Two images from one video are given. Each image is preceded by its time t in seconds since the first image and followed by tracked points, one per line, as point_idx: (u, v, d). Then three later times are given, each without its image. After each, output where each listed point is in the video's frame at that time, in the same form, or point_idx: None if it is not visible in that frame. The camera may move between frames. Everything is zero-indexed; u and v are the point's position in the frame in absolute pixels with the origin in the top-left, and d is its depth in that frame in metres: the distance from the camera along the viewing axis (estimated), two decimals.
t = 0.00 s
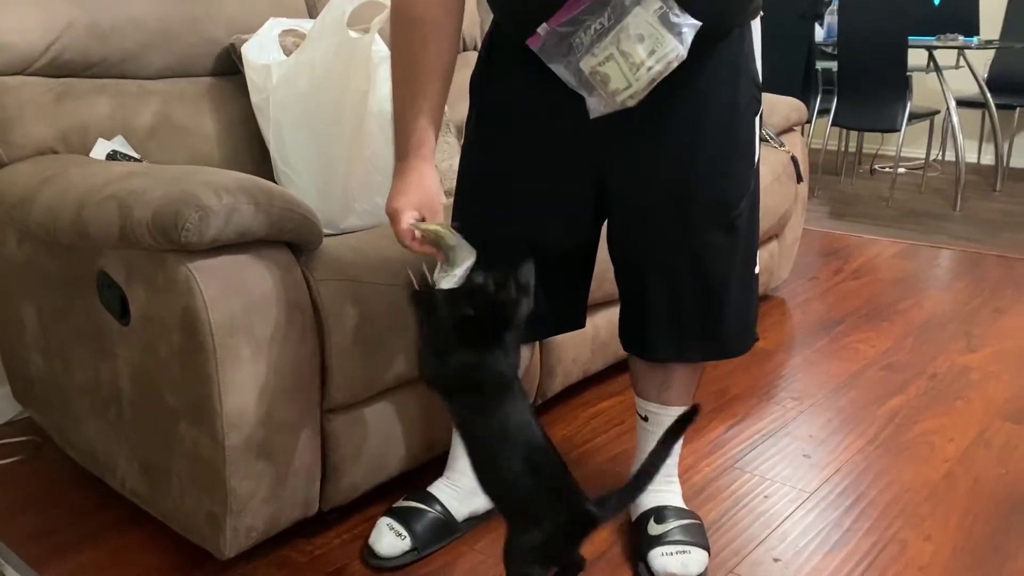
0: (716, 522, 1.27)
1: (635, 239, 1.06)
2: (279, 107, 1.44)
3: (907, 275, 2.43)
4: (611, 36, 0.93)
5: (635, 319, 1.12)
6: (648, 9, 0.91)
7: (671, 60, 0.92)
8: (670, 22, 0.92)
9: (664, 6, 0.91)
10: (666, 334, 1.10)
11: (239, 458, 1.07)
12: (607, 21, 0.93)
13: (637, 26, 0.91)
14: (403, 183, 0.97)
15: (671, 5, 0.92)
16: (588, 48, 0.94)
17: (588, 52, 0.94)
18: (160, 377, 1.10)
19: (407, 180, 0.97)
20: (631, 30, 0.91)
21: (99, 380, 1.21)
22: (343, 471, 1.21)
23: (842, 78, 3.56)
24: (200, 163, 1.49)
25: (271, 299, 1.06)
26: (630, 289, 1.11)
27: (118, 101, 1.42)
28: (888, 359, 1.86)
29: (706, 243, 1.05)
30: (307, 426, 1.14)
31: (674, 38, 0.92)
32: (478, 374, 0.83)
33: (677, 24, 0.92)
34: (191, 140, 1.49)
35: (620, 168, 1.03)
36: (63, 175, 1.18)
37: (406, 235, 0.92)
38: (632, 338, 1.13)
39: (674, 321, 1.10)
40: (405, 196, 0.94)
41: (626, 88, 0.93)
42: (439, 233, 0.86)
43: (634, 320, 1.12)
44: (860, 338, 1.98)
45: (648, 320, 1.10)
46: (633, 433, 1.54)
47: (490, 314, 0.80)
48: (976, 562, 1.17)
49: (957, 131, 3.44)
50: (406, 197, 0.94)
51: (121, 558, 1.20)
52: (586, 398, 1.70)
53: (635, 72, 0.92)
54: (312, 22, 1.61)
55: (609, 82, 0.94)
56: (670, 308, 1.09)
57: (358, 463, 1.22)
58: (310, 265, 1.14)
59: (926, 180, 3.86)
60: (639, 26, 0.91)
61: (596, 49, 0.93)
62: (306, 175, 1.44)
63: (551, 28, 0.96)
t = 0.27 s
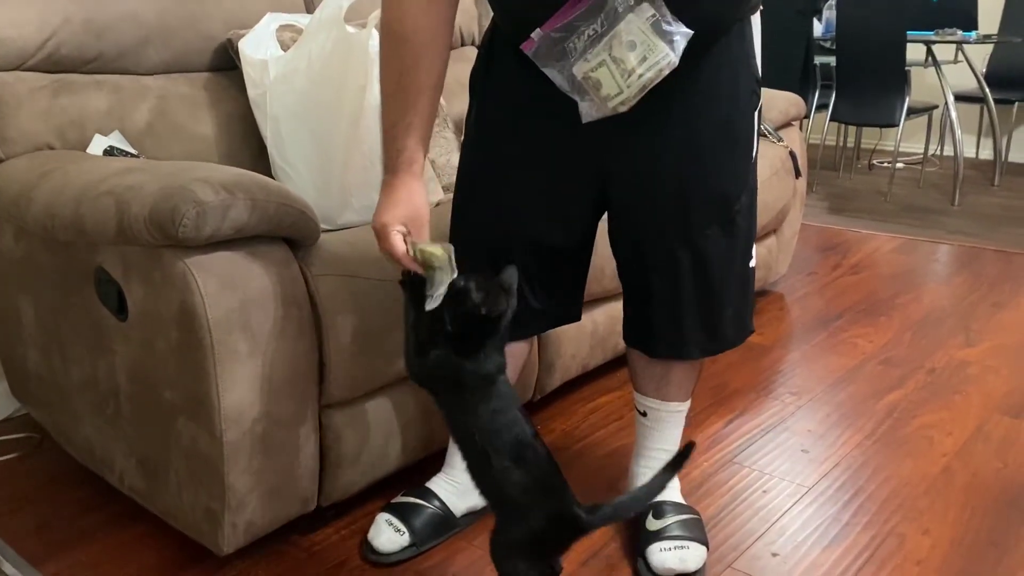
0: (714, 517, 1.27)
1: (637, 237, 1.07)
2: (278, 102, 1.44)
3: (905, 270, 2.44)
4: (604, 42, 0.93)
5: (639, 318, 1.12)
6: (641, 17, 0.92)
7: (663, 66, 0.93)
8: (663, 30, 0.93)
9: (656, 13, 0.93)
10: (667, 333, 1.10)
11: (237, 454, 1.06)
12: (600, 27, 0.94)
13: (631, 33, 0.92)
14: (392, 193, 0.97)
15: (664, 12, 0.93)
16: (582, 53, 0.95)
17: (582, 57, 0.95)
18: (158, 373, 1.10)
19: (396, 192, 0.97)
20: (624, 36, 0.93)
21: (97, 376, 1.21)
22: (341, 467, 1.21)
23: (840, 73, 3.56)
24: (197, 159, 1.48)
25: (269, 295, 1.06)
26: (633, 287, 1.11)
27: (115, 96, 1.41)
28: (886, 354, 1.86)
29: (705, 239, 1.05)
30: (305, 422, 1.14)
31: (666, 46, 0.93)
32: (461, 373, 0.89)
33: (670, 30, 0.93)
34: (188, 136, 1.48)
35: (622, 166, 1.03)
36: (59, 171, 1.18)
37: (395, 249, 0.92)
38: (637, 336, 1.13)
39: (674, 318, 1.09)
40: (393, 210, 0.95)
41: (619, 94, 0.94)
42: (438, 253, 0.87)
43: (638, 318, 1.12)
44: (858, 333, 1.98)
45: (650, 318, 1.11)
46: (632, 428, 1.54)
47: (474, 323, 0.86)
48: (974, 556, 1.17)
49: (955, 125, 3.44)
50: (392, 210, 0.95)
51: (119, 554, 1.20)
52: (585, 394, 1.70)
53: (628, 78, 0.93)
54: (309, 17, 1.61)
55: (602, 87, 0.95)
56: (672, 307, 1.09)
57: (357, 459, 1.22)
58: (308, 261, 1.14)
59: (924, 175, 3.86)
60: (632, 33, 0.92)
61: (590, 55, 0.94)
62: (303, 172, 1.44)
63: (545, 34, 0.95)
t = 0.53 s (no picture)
0: (713, 512, 1.28)
1: (636, 231, 1.07)
2: (275, 96, 1.44)
3: (904, 264, 2.43)
4: (604, 48, 0.95)
5: (638, 313, 1.12)
6: (642, 23, 0.93)
7: (664, 71, 0.94)
8: (663, 36, 0.94)
9: (655, 18, 0.94)
10: (666, 328, 1.10)
11: (236, 449, 1.06)
12: (601, 33, 0.95)
13: (632, 39, 0.94)
14: (394, 213, 0.97)
15: (663, 17, 0.94)
16: (583, 59, 0.95)
17: (583, 63, 0.95)
18: (157, 368, 1.10)
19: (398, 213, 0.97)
20: (625, 43, 0.94)
21: (95, 371, 1.21)
22: (341, 462, 1.21)
23: (839, 67, 3.55)
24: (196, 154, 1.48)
25: (267, 290, 1.06)
26: (633, 283, 1.11)
27: (113, 92, 1.41)
28: (885, 348, 1.86)
29: (703, 233, 1.05)
30: (304, 418, 1.14)
31: (666, 51, 0.94)
32: (459, 382, 0.90)
33: (669, 35, 0.94)
34: (186, 131, 1.48)
35: (621, 159, 1.03)
36: (57, 166, 1.17)
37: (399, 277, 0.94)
38: (638, 331, 1.13)
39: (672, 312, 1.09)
40: (396, 232, 0.95)
41: (620, 99, 0.96)
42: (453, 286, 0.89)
43: (638, 313, 1.12)
44: (857, 327, 1.98)
45: (650, 314, 1.11)
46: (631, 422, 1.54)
47: (455, 322, 0.88)
48: (972, 550, 1.18)
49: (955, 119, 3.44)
50: (395, 233, 0.95)
51: (119, 549, 1.20)
52: (584, 388, 1.70)
53: (629, 84, 0.95)
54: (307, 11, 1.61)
55: (603, 92, 0.96)
56: (671, 302, 1.08)
57: (356, 454, 1.22)
58: (306, 257, 1.13)
59: (923, 169, 3.86)
60: (633, 39, 0.94)
61: (591, 61, 0.95)
62: (301, 166, 1.44)
63: (546, 40, 0.96)
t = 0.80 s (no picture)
0: (712, 505, 1.27)
1: (635, 224, 1.06)
2: (272, 89, 1.43)
3: (903, 257, 2.43)
4: (593, 45, 0.94)
5: (637, 307, 1.12)
6: (631, 20, 0.93)
7: (652, 69, 0.94)
8: (652, 34, 0.94)
9: (645, 17, 0.93)
10: (664, 322, 1.10)
11: (235, 443, 1.06)
12: (591, 30, 0.95)
13: (621, 37, 0.93)
14: (379, 205, 0.97)
15: (654, 15, 0.94)
16: (574, 55, 0.96)
17: (573, 59, 0.96)
18: (155, 362, 1.09)
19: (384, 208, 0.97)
20: (613, 40, 0.93)
21: (93, 366, 1.21)
22: (340, 456, 1.21)
23: (838, 60, 3.55)
24: (193, 148, 1.48)
25: (265, 285, 1.05)
26: (632, 277, 1.10)
27: (109, 85, 1.41)
28: (884, 341, 1.86)
29: (701, 227, 1.05)
30: (303, 412, 1.14)
31: (655, 50, 0.93)
32: (434, 389, 0.92)
33: (659, 34, 0.94)
34: (184, 124, 1.48)
35: (620, 152, 1.03)
36: (54, 159, 1.17)
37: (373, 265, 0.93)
38: (637, 326, 1.13)
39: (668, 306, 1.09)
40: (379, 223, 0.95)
41: (609, 96, 0.95)
42: (422, 285, 0.94)
43: (636, 307, 1.12)
44: (857, 320, 1.98)
45: (649, 308, 1.10)
46: (630, 416, 1.54)
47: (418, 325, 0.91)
48: (971, 542, 1.18)
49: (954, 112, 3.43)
50: (380, 225, 0.95)
51: (118, 543, 1.20)
52: (583, 382, 1.70)
53: (618, 81, 0.94)
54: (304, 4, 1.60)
55: (591, 89, 0.96)
56: (668, 297, 1.08)
57: (355, 448, 1.22)
58: (304, 250, 1.13)
59: (922, 161, 3.85)
60: (621, 36, 0.93)
61: (581, 58, 0.95)
62: (298, 160, 1.43)
63: (537, 36, 0.96)
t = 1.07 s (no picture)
0: (712, 497, 1.27)
1: (631, 216, 1.06)
2: (270, 80, 1.43)
3: (903, 248, 2.43)
4: (579, 35, 0.95)
5: (635, 299, 1.11)
6: (616, 13, 0.94)
7: (636, 63, 0.94)
8: (638, 28, 0.95)
9: (631, 11, 0.94)
10: (661, 314, 1.09)
11: (235, 436, 1.06)
12: (575, 22, 0.95)
13: (605, 29, 0.94)
14: (346, 158, 0.95)
15: (639, 10, 0.95)
16: (558, 45, 0.96)
17: (558, 49, 0.96)
18: (154, 355, 1.09)
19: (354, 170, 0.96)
20: (598, 31, 0.94)
21: (92, 359, 1.21)
22: (339, 448, 1.21)
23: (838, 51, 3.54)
24: (192, 140, 1.47)
25: (263, 277, 1.05)
26: (631, 270, 1.10)
27: (107, 77, 1.40)
28: (884, 332, 1.86)
29: (697, 218, 1.04)
30: (303, 404, 1.13)
31: (640, 43, 0.94)
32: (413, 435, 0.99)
33: (643, 28, 0.95)
34: (182, 116, 1.47)
35: (616, 141, 1.02)
36: (52, 151, 1.16)
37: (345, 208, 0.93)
38: (636, 320, 1.12)
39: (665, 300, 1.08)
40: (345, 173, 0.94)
41: (592, 87, 0.96)
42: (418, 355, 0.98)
43: (635, 300, 1.11)
44: (857, 312, 1.98)
45: (647, 301, 1.10)
46: (630, 408, 1.54)
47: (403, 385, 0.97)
48: (970, 533, 1.18)
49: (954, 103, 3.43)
50: (346, 177, 0.93)
51: (118, 536, 1.20)
52: (583, 374, 1.69)
53: (601, 73, 0.95)
54: None
55: (574, 79, 0.96)
56: (666, 289, 1.08)
57: (355, 440, 1.22)
58: (303, 242, 1.12)
59: (922, 153, 3.85)
60: (606, 29, 0.94)
61: (564, 48, 0.96)
62: (298, 151, 1.43)
63: (522, 25, 0.97)
